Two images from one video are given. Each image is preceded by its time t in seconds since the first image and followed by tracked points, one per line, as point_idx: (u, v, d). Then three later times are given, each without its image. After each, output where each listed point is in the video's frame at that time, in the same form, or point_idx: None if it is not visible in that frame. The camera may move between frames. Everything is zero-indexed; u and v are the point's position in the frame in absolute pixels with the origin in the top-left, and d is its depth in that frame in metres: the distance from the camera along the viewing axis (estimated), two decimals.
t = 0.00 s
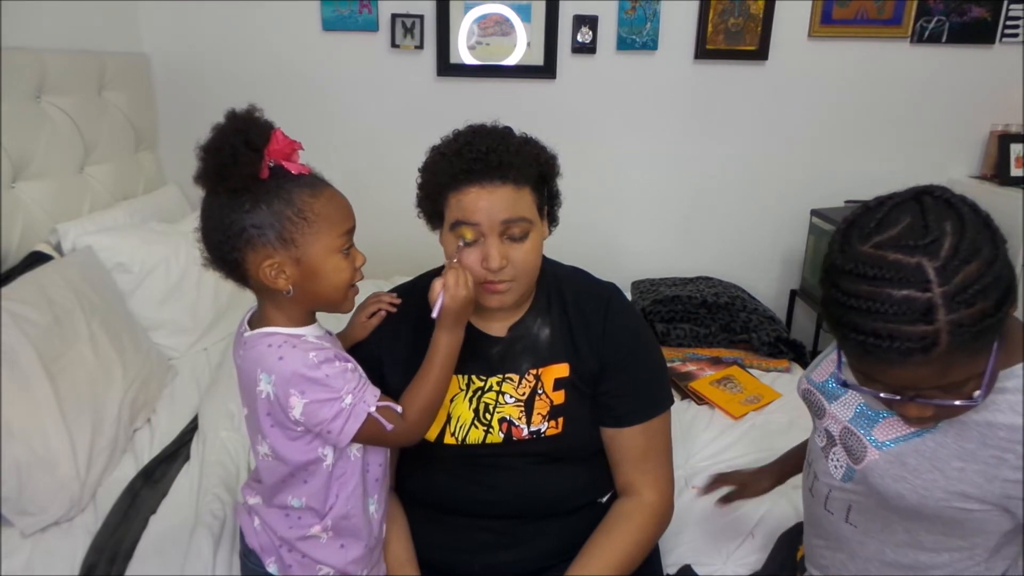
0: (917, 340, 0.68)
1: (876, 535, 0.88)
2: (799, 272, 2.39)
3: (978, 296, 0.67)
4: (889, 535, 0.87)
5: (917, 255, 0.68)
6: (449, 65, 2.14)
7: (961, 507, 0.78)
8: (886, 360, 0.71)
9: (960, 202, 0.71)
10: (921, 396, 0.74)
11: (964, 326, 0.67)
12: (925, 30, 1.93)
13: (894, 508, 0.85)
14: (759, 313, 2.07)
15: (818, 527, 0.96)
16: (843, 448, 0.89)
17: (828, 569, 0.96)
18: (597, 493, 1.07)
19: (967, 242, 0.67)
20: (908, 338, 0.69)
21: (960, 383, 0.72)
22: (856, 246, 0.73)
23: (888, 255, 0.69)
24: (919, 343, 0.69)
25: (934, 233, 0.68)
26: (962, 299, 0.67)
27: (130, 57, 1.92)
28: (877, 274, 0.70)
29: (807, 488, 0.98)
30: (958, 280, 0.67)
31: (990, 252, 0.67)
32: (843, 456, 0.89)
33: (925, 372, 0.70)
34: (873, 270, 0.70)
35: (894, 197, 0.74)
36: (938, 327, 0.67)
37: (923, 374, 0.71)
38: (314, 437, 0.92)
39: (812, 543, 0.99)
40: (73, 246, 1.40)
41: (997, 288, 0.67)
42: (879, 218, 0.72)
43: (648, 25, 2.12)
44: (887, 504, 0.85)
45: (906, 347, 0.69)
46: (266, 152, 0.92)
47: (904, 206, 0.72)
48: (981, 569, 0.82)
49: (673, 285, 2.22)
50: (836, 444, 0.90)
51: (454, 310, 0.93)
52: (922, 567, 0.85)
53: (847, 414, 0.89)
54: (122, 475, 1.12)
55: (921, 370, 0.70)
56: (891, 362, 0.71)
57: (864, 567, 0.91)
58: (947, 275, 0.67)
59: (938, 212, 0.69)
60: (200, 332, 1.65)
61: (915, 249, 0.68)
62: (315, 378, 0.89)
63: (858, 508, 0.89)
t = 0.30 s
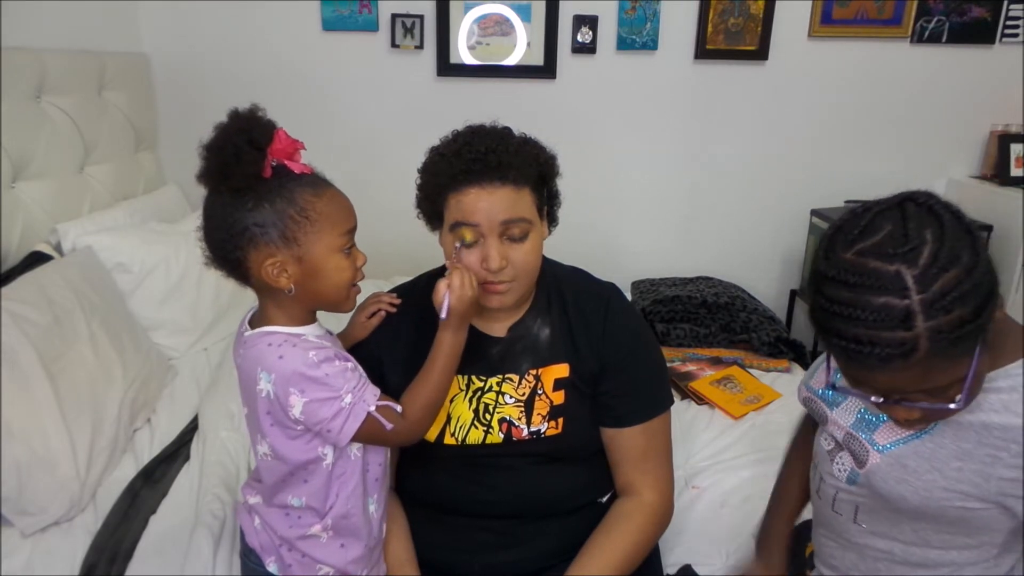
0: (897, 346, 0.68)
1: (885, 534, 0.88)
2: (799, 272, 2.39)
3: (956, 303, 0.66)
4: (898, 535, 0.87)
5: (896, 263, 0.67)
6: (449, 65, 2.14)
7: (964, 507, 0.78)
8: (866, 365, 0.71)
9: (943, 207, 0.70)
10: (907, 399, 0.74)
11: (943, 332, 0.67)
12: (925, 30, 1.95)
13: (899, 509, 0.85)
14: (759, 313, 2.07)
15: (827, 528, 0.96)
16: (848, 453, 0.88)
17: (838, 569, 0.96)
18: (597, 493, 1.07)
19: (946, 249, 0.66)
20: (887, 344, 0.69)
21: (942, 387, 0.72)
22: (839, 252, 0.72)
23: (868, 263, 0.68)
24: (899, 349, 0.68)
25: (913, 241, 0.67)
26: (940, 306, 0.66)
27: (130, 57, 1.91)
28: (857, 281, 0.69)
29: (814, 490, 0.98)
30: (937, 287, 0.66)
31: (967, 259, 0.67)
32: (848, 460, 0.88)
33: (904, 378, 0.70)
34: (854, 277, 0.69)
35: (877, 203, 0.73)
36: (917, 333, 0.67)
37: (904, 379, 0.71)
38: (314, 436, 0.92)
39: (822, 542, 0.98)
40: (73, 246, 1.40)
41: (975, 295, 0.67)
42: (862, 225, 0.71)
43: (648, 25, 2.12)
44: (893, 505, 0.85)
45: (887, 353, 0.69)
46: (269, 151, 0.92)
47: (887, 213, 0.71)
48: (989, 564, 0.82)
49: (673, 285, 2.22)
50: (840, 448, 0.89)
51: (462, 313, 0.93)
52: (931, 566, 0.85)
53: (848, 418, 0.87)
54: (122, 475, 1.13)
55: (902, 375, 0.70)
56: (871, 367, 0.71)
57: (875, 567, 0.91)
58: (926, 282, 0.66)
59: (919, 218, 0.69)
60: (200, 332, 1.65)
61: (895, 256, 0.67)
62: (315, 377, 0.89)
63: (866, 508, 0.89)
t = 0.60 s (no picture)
0: (854, 413, 0.72)
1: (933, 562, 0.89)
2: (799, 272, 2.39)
3: (904, 368, 0.70)
4: (946, 561, 0.88)
5: (840, 335, 0.71)
6: (449, 65, 2.14)
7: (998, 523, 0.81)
8: (828, 430, 0.75)
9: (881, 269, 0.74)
10: (877, 454, 0.80)
11: (895, 395, 0.71)
12: (925, 30, 2.05)
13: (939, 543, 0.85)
14: (760, 313, 2.07)
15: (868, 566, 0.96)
16: (877, 507, 0.86)
17: None
18: (597, 493, 1.07)
19: (887, 315, 0.70)
20: (844, 413, 0.72)
21: (909, 440, 0.76)
22: (788, 323, 0.75)
23: (815, 336, 0.72)
24: (855, 415, 0.72)
25: (855, 310, 0.71)
26: (888, 371, 0.70)
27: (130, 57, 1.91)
28: (807, 354, 0.73)
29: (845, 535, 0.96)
30: (882, 355, 0.70)
31: (909, 323, 0.70)
32: (878, 513, 0.87)
33: (868, 440, 0.74)
34: (803, 349, 0.73)
35: (819, 269, 0.76)
36: (870, 399, 0.71)
37: (868, 440, 0.74)
38: (316, 436, 0.92)
39: None
40: (73, 246, 1.41)
41: (923, 354, 0.70)
42: (805, 292, 0.75)
43: (648, 25, 2.12)
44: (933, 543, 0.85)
45: (845, 420, 0.73)
46: (270, 151, 0.92)
47: (828, 278, 0.74)
48: None
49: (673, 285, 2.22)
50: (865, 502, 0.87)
51: (473, 316, 0.92)
52: None
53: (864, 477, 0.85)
54: (122, 474, 1.13)
55: (864, 438, 0.74)
56: (833, 432, 0.75)
57: None
58: (872, 351, 0.70)
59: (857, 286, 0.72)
60: (200, 332, 1.64)
61: (839, 327, 0.71)
62: (316, 378, 0.89)
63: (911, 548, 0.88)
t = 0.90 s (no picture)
0: (839, 458, 0.75)
1: None
2: (799, 273, 2.39)
3: (886, 414, 0.73)
4: None
5: (819, 383, 0.74)
6: (449, 65, 2.13)
7: (1001, 550, 0.84)
8: (815, 473, 0.78)
9: (862, 312, 0.76)
10: (866, 490, 0.81)
11: (879, 440, 0.73)
12: (926, 30, 2.06)
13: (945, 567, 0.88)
14: (760, 313, 2.07)
15: None
16: (883, 531, 0.90)
17: None
18: (597, 493, 1.07)
19: (866, 361, 0.73)
20: (829, 458, 0.76)
21: (899, 479, 0.79)
22: (772, 368, 0.79)
23: (796, 383, 0.76)
24: (840, 460, 0.75)
25: (835, 357, 0.74)
26: (870, 418, 0.73)
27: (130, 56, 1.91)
28: (789, 400, 0.76)
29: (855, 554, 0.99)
30: (862, 402, 0.73)
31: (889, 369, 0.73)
32: (884, 536, 0.91)
33: (856, 481, 0.77)
34: (786, 396, 0.77)
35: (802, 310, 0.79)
36: (853, 445, 0.74)
37: (856, 481, 0.77)
38: (317, 436, 0.92)
39: None
40: (72, 246, 1.41)
41: (906, 399, 0.73)
42: (787, 335, 0.78)
43: (648, 25, 2.12)
44: (939, 566, 0.89)
45: (830, 465, 0.76)
46: (274, 151, 0.93)
47: (809, 320, 0.77)
48: None
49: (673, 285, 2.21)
50: (870, 524, 0.92)
51: (480, 313, 0.92)
52: None
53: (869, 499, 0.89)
54: (122, 475, 1.13)
55: (851, 480, 0.77)
56: (821, 474, 0.78)
57: None
58: (851, 398, 0.73)
59: (838, 332, 0.75)
60: (200, 332, 1.64)
61: (818, 375, 0.74)
62: (318, 377, 0.89)
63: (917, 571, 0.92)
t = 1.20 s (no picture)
0: (840, 480, 0.76)
1: None
2: (799, 273, 2.39)
3: (888, 436, 0.73)
4: None
5: (820, 405, 0.74)
6: (449, 65, 2.13)
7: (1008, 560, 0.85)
8: (817, 493, 0.79)
9: (865, 331, 0.76)
10: (870, 506, 0.81)
11: (880, 463, 0.74)
12: (925, 30, 2.07)
13: None
14: (760, 313, 2.07)
15: None
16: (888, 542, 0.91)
17: None
18: (597, 493, 1.07)
19: (868, 383, 0.73)
20: (830, 480, 0.76)
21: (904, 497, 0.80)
22: (773, 388, 0.79)
23: (796, 404, 0.76)
24: (841, 481, 0.76)
25: (838, 379, 0.74)
26: (871, 440, 0.73)
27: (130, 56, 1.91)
28: (790, 421, 0.77)
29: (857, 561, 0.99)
30: (863, 424, 0.73)
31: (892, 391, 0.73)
32: (890, 547, 0.91)
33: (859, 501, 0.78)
34: (787, 417, 0.77)
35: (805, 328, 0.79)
36: (854, 467, 0.74)
37: (859, 501, 0.78)
38: (317, 436, 0.92)
39: None
40: (72, 246, 1.41)
41: (909, 421, 0.73)
42: (789, 354, 0.78)
43: (648, 25, 2.12)
44: None
45: (831, 486, 0.76)
46: (274, 152, 0.93)
47: (810, 339, 0.77)
48: None
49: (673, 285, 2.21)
50: (875, 535, 0.92)
51: (475, 311, 0.92)
52: None
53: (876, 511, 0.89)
54: (122, 475, 1.13)
55: (853, 500, 0.78)
56: (823, 494, 0.79)
57: None
58: (852, 421, 0.73)
59: (841, 352, 0.75)
60: (200, 332, 1.64)
61: (820, 397, 0.74)
62: (318, 377, 0.89)
63: None
